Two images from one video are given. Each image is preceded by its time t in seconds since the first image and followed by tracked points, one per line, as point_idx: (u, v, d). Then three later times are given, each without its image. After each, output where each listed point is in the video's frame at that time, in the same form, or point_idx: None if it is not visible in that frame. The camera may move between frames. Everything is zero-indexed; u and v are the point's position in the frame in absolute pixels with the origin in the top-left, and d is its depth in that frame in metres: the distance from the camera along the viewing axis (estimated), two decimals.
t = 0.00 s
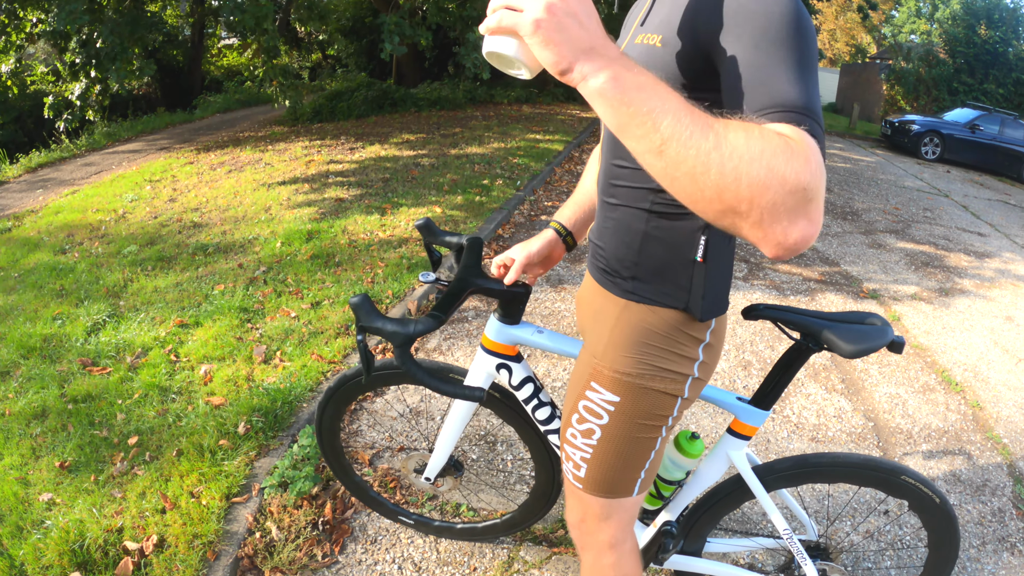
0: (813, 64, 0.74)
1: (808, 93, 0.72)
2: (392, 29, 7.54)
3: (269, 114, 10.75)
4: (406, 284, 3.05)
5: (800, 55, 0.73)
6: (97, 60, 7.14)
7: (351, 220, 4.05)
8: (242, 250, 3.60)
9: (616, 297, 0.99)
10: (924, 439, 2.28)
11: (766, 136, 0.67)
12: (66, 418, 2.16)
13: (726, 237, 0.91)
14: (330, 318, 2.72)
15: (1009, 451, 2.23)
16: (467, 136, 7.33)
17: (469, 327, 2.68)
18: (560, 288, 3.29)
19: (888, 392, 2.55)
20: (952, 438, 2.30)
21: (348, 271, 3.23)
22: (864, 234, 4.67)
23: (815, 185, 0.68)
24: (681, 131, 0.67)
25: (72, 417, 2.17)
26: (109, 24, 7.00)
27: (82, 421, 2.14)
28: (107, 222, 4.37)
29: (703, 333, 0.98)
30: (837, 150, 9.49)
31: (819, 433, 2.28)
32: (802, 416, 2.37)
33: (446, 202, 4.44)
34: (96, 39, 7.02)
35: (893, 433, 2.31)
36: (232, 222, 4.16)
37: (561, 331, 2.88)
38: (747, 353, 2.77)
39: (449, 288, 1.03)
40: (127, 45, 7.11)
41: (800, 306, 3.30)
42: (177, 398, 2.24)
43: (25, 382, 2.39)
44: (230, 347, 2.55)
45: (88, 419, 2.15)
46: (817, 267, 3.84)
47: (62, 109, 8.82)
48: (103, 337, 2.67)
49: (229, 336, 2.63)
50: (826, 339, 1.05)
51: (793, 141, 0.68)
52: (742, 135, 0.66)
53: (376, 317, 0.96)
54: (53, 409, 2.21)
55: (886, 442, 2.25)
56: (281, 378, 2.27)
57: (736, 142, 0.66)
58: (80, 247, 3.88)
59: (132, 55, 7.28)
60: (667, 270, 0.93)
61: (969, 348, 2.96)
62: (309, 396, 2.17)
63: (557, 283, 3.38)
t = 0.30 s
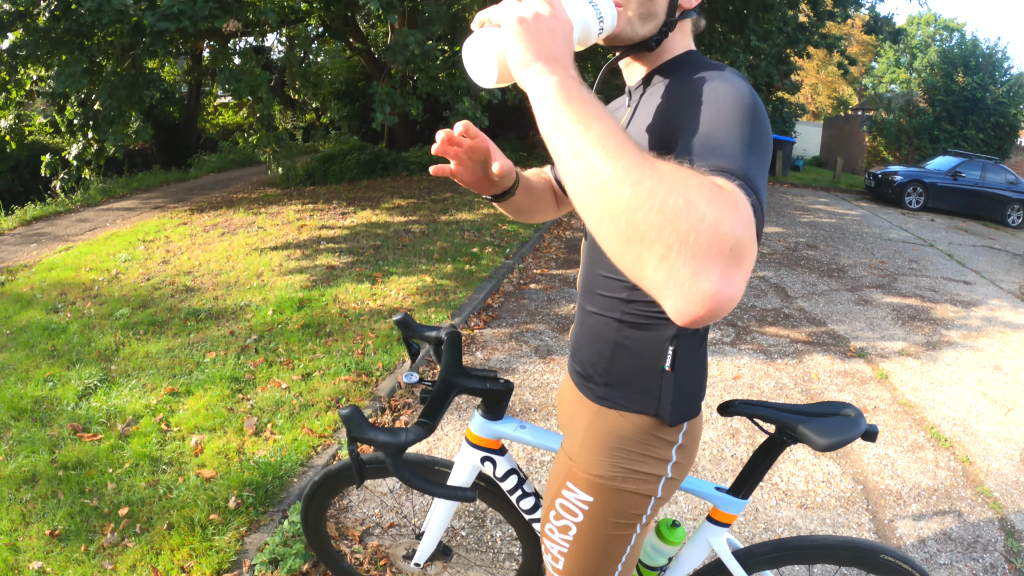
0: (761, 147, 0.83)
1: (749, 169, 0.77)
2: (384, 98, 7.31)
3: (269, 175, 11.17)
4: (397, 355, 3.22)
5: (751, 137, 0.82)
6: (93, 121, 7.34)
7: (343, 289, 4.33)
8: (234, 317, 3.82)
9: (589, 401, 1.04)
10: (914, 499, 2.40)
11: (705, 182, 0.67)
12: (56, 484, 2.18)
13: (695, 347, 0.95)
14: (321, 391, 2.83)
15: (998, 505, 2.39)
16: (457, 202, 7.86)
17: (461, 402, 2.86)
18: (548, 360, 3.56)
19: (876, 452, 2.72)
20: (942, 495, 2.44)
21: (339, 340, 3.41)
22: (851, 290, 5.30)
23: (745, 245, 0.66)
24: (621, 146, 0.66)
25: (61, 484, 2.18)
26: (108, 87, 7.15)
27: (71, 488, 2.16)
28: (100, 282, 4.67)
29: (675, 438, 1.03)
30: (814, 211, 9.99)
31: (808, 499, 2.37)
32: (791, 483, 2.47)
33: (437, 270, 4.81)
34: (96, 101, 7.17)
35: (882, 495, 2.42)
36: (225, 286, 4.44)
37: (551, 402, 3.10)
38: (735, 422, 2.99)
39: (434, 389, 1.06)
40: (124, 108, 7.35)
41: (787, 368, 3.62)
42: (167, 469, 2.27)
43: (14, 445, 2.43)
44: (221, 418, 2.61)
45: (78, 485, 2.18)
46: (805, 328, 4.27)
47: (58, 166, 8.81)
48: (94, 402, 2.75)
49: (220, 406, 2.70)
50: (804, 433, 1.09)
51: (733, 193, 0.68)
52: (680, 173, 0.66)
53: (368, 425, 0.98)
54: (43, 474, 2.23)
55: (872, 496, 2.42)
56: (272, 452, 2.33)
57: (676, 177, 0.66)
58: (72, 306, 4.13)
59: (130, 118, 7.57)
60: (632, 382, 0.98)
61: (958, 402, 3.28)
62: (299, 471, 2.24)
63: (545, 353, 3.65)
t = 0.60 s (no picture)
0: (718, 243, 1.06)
1: (702, 249, 0.99)
2: (365, 173, 8.81)
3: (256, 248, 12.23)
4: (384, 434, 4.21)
5: (706, 228, 1.05)
6: (82, 193, 8.94)
7: (328, 364, 5.57)
8: (219, 393, 4.96)
9: (565, 504, 1.20)
10: (905, 556, 3.14)
11: (644, 233, 0.91)
12: (39, 561, 2.84)
13: (659, 453, 1.14)
14: (304, 470, 3.65)
15: (985, 555, 3.17)
16: (439, 272, 9.97)
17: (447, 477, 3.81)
18: (532, 434, 4.47)
19: (866, 511, 3.57)
20: (935, 548, 3.22)
21: (324, 418, 4.41)
22: (835, 347, 7.08)
23: (661, 292, 0.89)
24: (575, 179, 0.92)
25: (44, 561, 2.85)
26: (95, 163, 8.75)
27: (54, 565, 2.82)
28: (83, 352, 6.14)
29: (648, 532, 1.18)
30: (786, 280, 11.03)
31: (797, 563, 3.06)
32: (779, 550, 3.14)
33: (419, 343, 6.21)
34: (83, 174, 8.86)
35: (874, 554, 3.15)
36: (210, 360, 5.78)
37: (533, 477, 3.88)
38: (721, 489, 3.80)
39: (416, 492, 1.20)
40: (109, 180, 8.97)
41: (773, 431, 4.69)
42: (152, 549, 2.97)
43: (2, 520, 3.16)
44: (205, 497, 3.38)
45: (60, 562, 2.84)
46: (787, 390, 5.57)
47: (44, 236, 10.52)
48: (76, 479, 3.56)
49: (204, 486, 3.48)
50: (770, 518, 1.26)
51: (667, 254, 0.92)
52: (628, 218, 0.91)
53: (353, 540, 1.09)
54: (26, 551, 2.89)
55: (860, 546, 3.22)
56: (257, 534, 3.05)
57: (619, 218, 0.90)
58: (55, 377, 5.41)
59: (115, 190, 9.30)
60: (608, 487, 1.14)
61: (942, 454, 4.36)
62: (283, 552, 2.94)
63: (528, 427, 4.64)
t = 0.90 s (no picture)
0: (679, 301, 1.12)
1: (658, 286, 1.06)
2: (345, 224, 8.75)
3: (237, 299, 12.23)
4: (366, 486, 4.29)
5: (672, 279, 1.13)
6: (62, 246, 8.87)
7: (312, 416, 5.61)
8: (203, 447, 4.99)
9: (544, 559, 1.45)
10: None
11: (612, 246, 0.97)
12: None
13: (627, 511, 1.39)
14: (292, 525, 3.77)
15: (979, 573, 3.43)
16: (422, 319, 10.10)
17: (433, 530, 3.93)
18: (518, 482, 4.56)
19: (857, 540, 3.76)
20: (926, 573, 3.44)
21: (310, 471, 4.50)
22: (818, 374, 7.18)
23: (620, 296, 0.95)
24: (551, 187, 0.98)
25: None
26: (76, 217, 8.79)
27: None
28: (66, 407, 6.11)
29: None
30: (768, 310, 11.20)
31: None
32: None
33: (403, 393, 6.27)
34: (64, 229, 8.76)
35: None
36: (192, 414, 5.77)
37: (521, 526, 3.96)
38: (711, 526, 3.93)
39: (397, 559, 1.22)
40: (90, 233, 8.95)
41: (760, 464, 4.79)
42: None
43: None
44: (192, 555, 3.51)
45: None
46: (773, 421, 5.69)
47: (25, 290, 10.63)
48: (61, 535, 3.68)
49: (191, 543, 3.61)
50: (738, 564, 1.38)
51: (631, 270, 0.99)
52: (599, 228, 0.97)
53: None
54: None
55: None
56: None
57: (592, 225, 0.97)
58: (37, 432, 5.40)
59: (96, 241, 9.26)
60: (583, 544, 1.39)
61: (930, 476, 4.56)
62: None
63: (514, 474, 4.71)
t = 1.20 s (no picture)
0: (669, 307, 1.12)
1: (650, 291, 1.07)
2: (338, 235, 8.73)
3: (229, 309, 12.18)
4: (359, 497, 4.26)
5: (666, 288, 1.14)
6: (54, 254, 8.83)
7: (304, 427, 5.59)
8: (195, 457, 4.96)
9: (537, 566, 1.45)
10: None
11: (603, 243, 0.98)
12: None
13: (620, 522, 1.39)
14: (284, 536, 3.75)
15: None
16: (414, 330, 10.10)
17: (424, 541, 3.92)
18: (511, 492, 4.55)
19: (850, 548, 3.76)
20: None
21: (302, 482, 4.48)
22: (810, 384, 7.20)
23: (610, 288, 0.95)
24: (548, 185, 0.99)
25: None
26: (69, 225, 8.72)
27: None
28: (57, 416, 6.07)
29: None
30: (760, 320, 11.24)
31: None
32: None
33: (395, 404, 6.25)
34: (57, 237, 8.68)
35: None
36: (184, 425, 5.74)
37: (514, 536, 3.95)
38: (704, 536, 3.92)
39: None
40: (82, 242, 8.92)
41: (752, 474, 4.80)
42: None
43: None
44: (184, 565, 3.49)
45: None
46: (766, 431, 5.70)
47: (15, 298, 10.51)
48: (53, 546, 3.65)
49: (183, 554, 3.59)
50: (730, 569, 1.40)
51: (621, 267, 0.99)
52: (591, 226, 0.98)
53: None
54: None
55: None
56: None
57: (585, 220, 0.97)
58: (29, 441, 5.37)
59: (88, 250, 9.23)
60: (576, 552, 1.40)
61: (921, 484, 4.57)
62: None
63: (507, 485, 4.70)
